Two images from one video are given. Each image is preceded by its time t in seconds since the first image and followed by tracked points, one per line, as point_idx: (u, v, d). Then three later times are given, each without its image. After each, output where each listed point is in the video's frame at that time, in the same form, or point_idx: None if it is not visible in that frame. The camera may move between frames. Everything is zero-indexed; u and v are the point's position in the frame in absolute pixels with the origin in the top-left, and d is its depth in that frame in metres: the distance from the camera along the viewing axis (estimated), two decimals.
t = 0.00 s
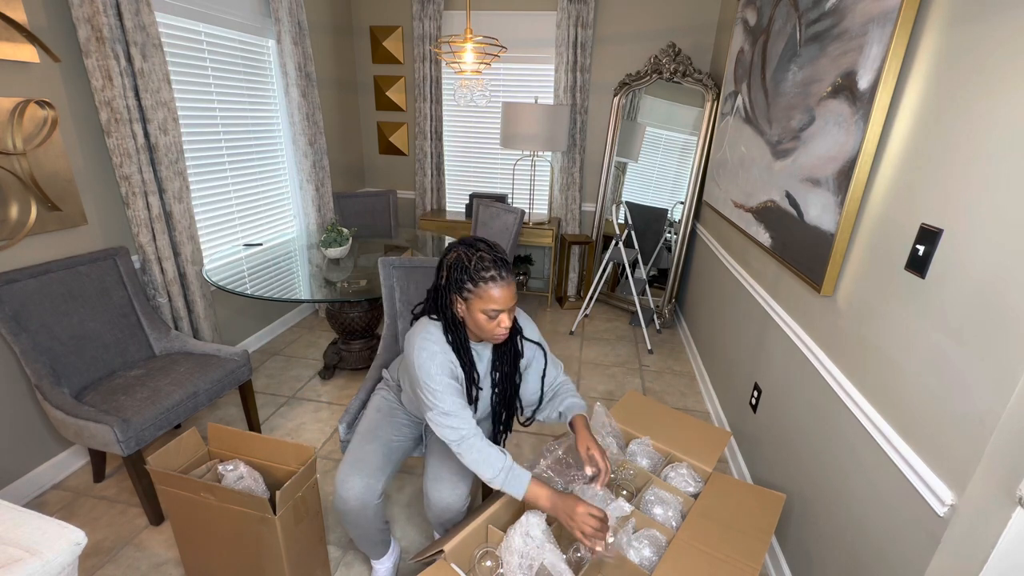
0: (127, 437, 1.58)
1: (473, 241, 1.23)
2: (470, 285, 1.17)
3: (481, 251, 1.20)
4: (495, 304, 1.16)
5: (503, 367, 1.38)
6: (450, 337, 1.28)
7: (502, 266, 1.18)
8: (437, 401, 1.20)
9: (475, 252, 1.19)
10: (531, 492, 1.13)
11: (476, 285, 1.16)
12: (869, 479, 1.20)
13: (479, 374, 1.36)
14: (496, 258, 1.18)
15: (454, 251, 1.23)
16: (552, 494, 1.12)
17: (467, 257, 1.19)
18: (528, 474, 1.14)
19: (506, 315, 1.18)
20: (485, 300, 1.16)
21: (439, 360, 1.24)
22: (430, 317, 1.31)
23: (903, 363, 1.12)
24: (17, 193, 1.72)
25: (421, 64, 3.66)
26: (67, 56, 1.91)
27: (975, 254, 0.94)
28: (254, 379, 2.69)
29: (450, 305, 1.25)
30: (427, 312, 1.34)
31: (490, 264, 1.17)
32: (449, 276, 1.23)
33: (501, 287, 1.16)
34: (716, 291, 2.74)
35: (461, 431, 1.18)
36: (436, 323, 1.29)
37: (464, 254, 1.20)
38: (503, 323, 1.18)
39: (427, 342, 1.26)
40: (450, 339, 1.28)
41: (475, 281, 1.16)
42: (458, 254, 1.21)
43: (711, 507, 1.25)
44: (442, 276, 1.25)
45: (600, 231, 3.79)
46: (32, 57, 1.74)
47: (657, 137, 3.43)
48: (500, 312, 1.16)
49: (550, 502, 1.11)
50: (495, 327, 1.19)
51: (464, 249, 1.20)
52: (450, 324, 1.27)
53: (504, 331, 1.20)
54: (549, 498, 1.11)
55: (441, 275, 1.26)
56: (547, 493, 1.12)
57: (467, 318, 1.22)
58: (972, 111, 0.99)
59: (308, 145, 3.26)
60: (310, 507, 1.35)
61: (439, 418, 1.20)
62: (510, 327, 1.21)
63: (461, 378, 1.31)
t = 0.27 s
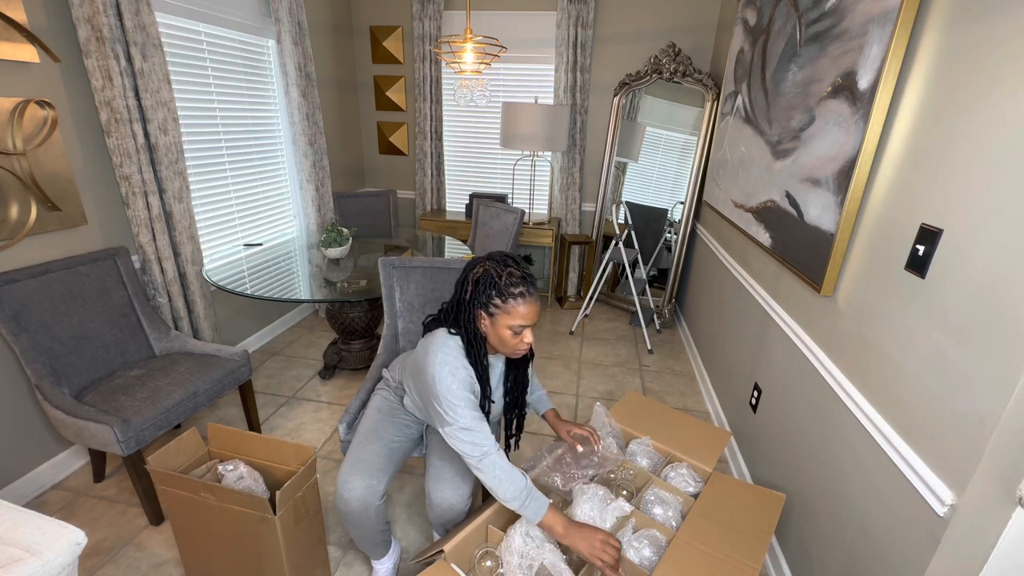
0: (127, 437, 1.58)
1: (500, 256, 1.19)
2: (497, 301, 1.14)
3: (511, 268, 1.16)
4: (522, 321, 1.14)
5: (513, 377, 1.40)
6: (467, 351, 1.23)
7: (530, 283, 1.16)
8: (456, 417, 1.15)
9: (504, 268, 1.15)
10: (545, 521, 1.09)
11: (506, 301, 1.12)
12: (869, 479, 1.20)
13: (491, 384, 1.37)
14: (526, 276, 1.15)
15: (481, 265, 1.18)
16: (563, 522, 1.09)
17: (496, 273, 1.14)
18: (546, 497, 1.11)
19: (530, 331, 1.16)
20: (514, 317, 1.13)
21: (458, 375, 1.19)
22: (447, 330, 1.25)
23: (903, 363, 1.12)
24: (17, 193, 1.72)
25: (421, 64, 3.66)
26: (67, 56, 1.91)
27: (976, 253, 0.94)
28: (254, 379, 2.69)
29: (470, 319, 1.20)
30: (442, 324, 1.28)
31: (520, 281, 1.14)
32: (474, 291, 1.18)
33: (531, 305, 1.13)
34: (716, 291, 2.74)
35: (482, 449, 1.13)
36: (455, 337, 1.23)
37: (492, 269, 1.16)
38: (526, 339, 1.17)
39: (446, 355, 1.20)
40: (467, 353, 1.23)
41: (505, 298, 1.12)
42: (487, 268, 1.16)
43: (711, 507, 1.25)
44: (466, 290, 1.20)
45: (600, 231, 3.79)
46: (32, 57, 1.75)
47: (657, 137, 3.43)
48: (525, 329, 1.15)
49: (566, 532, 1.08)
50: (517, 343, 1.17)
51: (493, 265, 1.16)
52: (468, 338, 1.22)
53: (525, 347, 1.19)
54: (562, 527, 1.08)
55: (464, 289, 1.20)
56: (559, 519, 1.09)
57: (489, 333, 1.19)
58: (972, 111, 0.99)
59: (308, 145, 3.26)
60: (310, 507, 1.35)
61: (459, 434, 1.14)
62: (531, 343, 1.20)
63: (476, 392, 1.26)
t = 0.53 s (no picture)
0: (127, 437, 1.58)
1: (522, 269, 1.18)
2: (517, 315, 1.13)
3: (532, 284, 1.16)
4: (540, 335, 1.13)
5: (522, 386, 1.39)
6: (482, 363, 1.22)
7: (549, 299, 1.15)
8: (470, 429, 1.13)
9: (525, 284, 1.15)
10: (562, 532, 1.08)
11: (527, 317, 1.11)
12: (869, 479, 1.20)
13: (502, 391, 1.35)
14: (546, 292, 1.15)
15: (502, 278, 1.18)
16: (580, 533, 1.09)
17: (517, 288, 1.14)
18: (562, 511, 1.10)
19: (547, 346, 1.16)
20: (533, 333, 1.12)
21: (474, 387, 1.17)
22: (461, 341, 1.23)
23: (903, 363, 1.12)
24: (17, 193, 1.72)
25: (421, 64, 3.66)
26: (67, 56, 1.91)
27: (976, 253, 0.94)
28: (253, 379, 2.69)
29: (487, 331, 1.20)
30: (457, 334, 1.27)
31: (540, 297, 1.13)
32: (493, 303, 1.17)
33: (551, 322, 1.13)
34: (716, 291, 2.74)
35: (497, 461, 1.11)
36: (469, 348, 1.21)
37: (513, 283, 1.15)
38: (542, 353, 1.16)
39: (462, 367, 1.18)
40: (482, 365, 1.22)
41: (526, 313, 1.11)
42: (508, 283, 1.15)
43: (711, 507, 1.25)
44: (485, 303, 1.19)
45: (600, 231, 3.79)
46: (32, 57, 1.74)
47: (657, 137, 3.43)
48: (543, 344, 1.14)
49: (583, 542, 1.08)
50: (533, 358, 1.16)
51: (515, 279, 1.15)
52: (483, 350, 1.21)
53: (540, 361, 1.18)
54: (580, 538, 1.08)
55: (483, 301, 1.20)
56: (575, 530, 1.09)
57: (505, 347, 1.18)
58: (971, 111, 0.99)
59: (308, 145, 3.26)
60: (310, 506, 1.35)
61: (473, 446, 1.12)
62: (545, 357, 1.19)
63: (489, 403, 1.24)
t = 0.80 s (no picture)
0: (127, 437, 1.58)
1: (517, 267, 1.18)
2: (514, 314, 1.12)
3: (529, 282, 1.15)
4: (538, 333, 1.13)
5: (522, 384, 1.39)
6: (483, 363, 1.22)
7: (546, 297, 1.15)
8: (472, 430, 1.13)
9: (522, 282, 1.15)
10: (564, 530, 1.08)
11: (526, 316, 1.11)
12: (869, 479, 1.20)
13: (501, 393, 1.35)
14: (544, 289, 1.14)
15: (499, 277, 1.18)
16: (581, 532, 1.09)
17: (513, 286, 1.13)
18: (564, 510, 1.10)
19: (545, 345, 1.15)
20: (531, 331, 1.12)
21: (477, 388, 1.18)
22: (460, 342, 1.23)
23: (903, 363, 1.12)
24: (17, 193, 1.72)
25: (422, 64, 3.66)
26: (67, 56, 1.91)
27: (976, 253, 0.94)
28: (254, 379, 2.69)
29: (485, 331, 1.19)
30: (455, 334, 1.27)
31: (537, 295, 1.13)
32: (490, 303, 1.17)
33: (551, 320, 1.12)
34: (716, 291, 2.74)
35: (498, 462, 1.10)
36: (469, 349, 1.21)
37: (511, 282, 1.15)
38: (541, 352, 1.16)
39: (463, 369, 1.18)
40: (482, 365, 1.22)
41: (525, 313, 1.11)
42: (504, 281, 1.15)
43: (711, 507, 1.25)
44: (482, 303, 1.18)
45: (600, 231, 3.79)
46: (32, 57, 1.75)
47: (657, 137, 3.43)
48: (541, 343, 1.14)
49: (586, 540, 1.08)
50: (533, 356, 1.17)
51: (512, 278, 1.15)
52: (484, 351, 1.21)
53: (538, 360, 1.18)
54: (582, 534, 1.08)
55: (480, 300, 1.19)
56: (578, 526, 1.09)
57: (504, 347, 1.18)
58: (971, 111, 0.99)
59: (308, 145, 3.26)
60: (310, 507, 1.35)
61: (473, 446, 1.12)
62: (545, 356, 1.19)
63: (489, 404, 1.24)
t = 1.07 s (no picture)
0: (127, 437, 1.58)
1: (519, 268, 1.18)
2: (515, 316, 1.12)
3: (530, 284, 1.16)
4: (539, 335, 1.13)
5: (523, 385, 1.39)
6: (484, 365, 1.21)
7: (548, 299, 1.16)
8: (472, 430, 1.12)
9: (524, 284, 1.15)
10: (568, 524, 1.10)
11: (527, 318, 1.11)
12: (869, 479, 1.20)
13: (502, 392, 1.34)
14: (545, 292, 1.15)
15: (501, 279, 1.18)
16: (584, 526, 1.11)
17: (515, 287, 1.14)
18: (567, 506, 1.11)
19: (546, 347, 1.15)
20: (532, 333, 1.12)
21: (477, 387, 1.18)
22: (461, 343, 1.23)
23: (903, 363, 1.12)
24: (17, 193, 1.72)
25: (422, 64, 3.66)
26: (67, 56, 1.91)
27: (977, 253, 0.94)
28: (253, 379, 2.69)
29: (486, 333, 1.19)
30: (457, 335, 1.27)
31: (539, 298, 1.14)
32: (492, 305, 1.17)
33: (552, 323, 1.13)
34: (716, 291, 2.74)
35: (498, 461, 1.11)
36: (470, 349, 1.21)
37: (512, 284, 1.15)
38: (542, 354, 1.16)
39: (463, 369, 1.18)
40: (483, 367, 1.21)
41: (527, 315, 1.11)
42: (506, 283, 1.15)
43: (711, 507, 1.25)
44: (483, 305, 1.18)
45: (600, 230, 3.79)
46: (32, 57, 1.75)
47: (657, 137, 3.43)
48: (542, 345, 1.14)
49: (589, 533, 1.10)
50: (534, 359, 1.17)
51: (513, 280, 1.15)
52: (485, 353, 1.21)
53: (539, 362, 1.18)
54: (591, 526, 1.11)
55: (482, 301, 1.19)
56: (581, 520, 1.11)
57: (505, 349, 1.18)
58: (971, 111, 0.99)
59: (308, 145, 3.26)
60: (310, 507, 1.35)
61: (474, 445, 1.12)
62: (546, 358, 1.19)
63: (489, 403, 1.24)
